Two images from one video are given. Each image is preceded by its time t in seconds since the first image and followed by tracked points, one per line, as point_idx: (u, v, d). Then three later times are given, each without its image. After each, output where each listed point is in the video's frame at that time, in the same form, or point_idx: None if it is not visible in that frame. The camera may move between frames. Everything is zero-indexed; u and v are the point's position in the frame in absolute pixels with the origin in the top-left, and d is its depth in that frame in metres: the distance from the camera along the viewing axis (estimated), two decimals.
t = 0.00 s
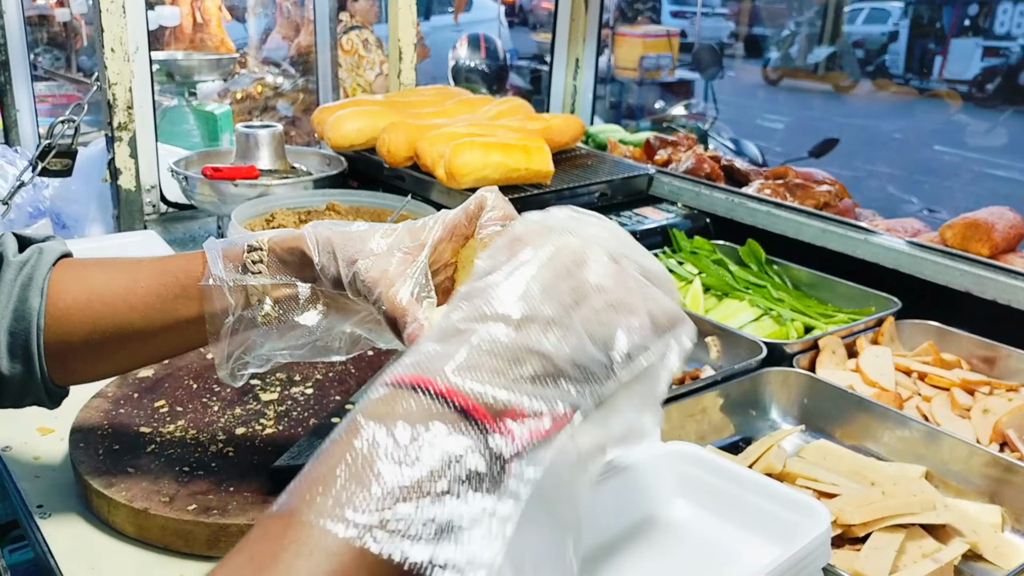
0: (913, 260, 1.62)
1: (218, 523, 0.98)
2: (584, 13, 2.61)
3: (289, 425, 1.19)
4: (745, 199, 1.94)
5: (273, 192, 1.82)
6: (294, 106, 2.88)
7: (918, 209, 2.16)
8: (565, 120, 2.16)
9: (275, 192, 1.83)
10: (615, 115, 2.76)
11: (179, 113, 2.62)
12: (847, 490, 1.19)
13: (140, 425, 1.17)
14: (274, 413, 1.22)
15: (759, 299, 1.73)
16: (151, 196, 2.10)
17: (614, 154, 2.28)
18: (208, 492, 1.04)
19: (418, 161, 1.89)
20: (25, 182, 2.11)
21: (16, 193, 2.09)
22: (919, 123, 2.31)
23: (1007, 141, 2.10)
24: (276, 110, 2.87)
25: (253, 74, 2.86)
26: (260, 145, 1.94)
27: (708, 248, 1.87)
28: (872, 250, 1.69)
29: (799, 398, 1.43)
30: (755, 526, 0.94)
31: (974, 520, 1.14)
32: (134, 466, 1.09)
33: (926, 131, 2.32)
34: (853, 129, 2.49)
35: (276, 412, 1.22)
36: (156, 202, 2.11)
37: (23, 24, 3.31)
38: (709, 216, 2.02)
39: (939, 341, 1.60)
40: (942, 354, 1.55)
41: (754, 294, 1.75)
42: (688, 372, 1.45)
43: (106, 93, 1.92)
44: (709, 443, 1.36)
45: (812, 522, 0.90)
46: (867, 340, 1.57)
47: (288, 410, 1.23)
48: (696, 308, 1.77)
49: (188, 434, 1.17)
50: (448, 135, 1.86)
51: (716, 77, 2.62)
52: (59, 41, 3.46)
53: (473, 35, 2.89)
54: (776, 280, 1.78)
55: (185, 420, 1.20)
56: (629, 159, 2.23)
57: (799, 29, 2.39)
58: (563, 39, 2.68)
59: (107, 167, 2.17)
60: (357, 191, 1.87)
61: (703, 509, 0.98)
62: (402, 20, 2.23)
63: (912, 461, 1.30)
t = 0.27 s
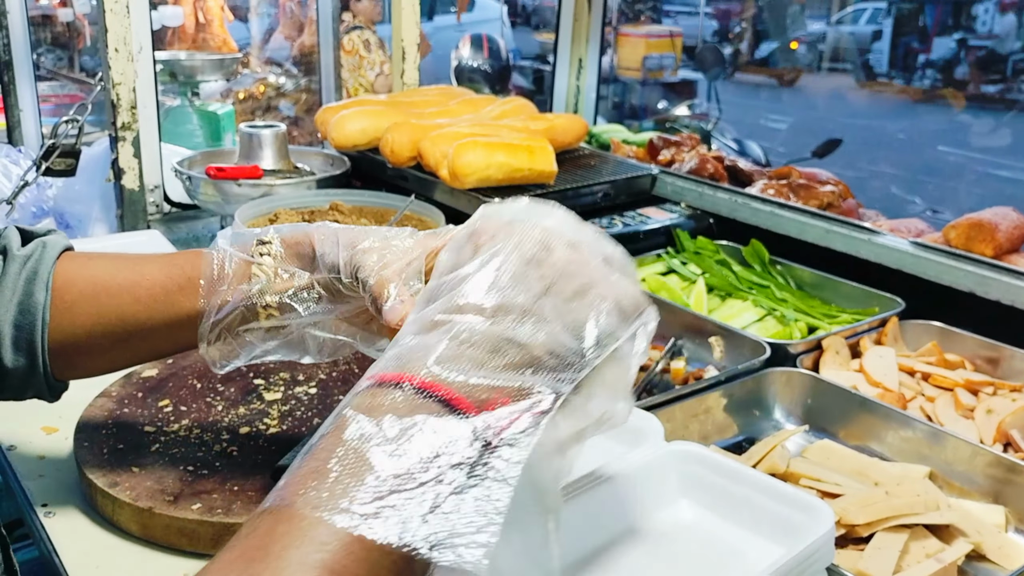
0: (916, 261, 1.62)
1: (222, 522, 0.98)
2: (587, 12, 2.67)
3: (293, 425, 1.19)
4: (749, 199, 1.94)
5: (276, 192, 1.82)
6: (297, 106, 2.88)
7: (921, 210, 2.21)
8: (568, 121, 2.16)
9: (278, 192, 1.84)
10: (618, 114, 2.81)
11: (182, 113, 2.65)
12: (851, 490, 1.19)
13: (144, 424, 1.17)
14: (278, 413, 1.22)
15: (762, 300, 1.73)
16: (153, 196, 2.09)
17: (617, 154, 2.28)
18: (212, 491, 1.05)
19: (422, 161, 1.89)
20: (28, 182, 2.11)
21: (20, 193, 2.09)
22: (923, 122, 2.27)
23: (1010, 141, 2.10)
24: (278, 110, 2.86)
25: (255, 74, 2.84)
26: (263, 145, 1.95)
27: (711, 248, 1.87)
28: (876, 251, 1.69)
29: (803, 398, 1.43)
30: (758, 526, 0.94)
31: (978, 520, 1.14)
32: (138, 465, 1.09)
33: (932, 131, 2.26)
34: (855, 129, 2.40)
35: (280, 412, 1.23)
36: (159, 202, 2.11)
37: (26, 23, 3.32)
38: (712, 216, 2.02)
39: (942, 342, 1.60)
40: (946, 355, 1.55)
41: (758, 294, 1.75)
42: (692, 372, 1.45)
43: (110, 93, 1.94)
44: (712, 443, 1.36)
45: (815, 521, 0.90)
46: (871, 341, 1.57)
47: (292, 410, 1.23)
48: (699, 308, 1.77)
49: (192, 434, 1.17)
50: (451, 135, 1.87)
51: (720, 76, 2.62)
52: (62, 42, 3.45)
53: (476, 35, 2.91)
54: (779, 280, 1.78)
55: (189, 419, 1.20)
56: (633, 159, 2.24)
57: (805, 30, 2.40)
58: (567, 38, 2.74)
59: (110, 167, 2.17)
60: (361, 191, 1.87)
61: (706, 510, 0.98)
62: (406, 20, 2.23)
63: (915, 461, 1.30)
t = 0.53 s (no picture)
0: (916, 261, 1.63)
1: (223, 520, 0.99)
2: (587, 13, 2.61)
3: (294, 423, 1.20)
4: (748, 199, 1.95)
5: (277, 192, 1.83)
6: (297, 106, 2.88)
7: (920, 211, 2.21)
8: (568, 121, 2.17)
9: (279, 192, 1.84)
10: (617, 115, 2.77)
11: (183, 113, 2.66)
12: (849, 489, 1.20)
13: (144, 422, 1.18)
14: (278, 412, 1.23)
15: (761, 300, 1.74)
16: (155, 195, 2.11)
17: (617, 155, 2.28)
18: (213, 489, 1.05)
19: (422, 161, 1.90)
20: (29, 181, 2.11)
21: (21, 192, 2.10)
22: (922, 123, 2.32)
23: (1009, 142, 2.11)
24: (278, 110, 2.88)
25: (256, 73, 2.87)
26: (264, 144, 1.95)
27: (711, 248, 1.88)
28: (875, 251, 1.70)
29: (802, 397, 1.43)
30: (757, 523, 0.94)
31: (976, 518, 1.14)
32: (140, 463, 1.10)
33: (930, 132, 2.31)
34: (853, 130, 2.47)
35: (280, 411, 1.23)
36: (159, 201, 2.13)
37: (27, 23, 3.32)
38: (712, 216, 2.03)
39: (941, 341, 1.60)
40: (944, 354, 1.56)
41: (757, 294, 1.76)
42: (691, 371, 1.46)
43: (111, 93, 1.93)
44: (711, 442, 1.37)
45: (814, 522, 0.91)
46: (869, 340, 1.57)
47: (293, 409, 1.24)
48: (698, 307, 1.76)
49: (193, 432, 1.17)
50: (451, 135, 1.87)
51: (718, 77, 2.62)
52: (62, 42, 3.46)
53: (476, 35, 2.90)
54: (778, 280, 1.79)
55: (190, 418, 1.21)
56: (632, 160, 2.24)
57: (803, 30, 2.41)
58: (567, 39, 2.67)
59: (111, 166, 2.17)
60: (361, 191, 1.88)
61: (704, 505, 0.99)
62: (406, 20, 2.24)
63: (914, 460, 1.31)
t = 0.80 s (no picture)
0: (916, 261, 1.64)
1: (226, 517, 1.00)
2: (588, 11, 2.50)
3: (295, 421, 1.21)
4: (748, 199, 1.96)
5: (279, 192, 1.83)
6: (299, 105, 2.88)
7: (920, 210, 2.14)
8: (569, 121, 2.18)
9: (280, 191, 1.85)
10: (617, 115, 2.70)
11: (185, 112, 2.64)
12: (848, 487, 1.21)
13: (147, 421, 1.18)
14: (280, 411, 1.23)
15: (761, 299, 1.74)
16: (158, 195, 2.12)
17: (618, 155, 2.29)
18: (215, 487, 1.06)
19: (423, 160, 1.91)
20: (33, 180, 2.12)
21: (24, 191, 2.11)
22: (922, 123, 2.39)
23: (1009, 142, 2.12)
24: (281, 110, 2.88)
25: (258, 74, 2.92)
26: (266, 143, 1.96)
27: (711, 247, 1.89)
28: (875, 250, 1.71)
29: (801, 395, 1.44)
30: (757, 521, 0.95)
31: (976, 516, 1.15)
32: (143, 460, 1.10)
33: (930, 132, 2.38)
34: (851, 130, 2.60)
35: (282, 409, 1.24)
36: (162, 200, 2.14)
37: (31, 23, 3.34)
38: (712, 216, 2.03)
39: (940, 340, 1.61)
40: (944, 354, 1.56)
41: (757, 293, 1.76)
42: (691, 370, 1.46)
43: (114, 92, 1.94)
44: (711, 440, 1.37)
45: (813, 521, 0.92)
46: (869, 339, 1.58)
47: (295, 408, 1.25)
48: (698, 306, 1.77)
49: (195, 430, 1.18)
50: (452, 134, 1.88)
51: (719, 77, 2.66)
52: (65, 41, 3.51)
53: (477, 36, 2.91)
54: (778, 280, 1.79)
55: (193, 415, 1.21)
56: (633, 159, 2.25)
57: (800, 31, 2.39)
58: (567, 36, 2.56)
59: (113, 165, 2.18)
60: (363, 190, 1.88)
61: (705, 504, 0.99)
62: (408, 20, 2.24)
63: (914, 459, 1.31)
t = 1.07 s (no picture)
0: (915, 260, 1.63)
1: (226, 518, 1.00)
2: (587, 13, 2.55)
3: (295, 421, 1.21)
4: (748, 198, 1.96)
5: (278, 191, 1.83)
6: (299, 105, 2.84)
7: (920, 208, 2.16)
8: (569, 120, 2.19)
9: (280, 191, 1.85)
10: (618, 114, 2.74)
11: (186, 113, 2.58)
12: (848, 487, 1.21)
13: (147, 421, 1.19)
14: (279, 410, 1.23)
15: (761, 299, 1.74)
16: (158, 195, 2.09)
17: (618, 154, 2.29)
18: (215, 487, 1.06)
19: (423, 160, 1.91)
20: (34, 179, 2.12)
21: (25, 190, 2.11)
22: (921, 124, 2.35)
23: (1009, 141, 2.11)
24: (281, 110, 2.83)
25: (258, 74, 2.90)
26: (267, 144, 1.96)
27: (711, 247, 1.89)
28: (874, 250, 1.71)
29: (801, 395, 1.44)
30: (758, 523, 0.94)
31: (976, 517, 1.15)
32: (142, 461, 1.11)
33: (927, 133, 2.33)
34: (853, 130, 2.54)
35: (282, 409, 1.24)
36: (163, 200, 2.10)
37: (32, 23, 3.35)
38: (713, 215, 2.03)
39: (940, 340, 1.60)
40: (944, 353, 1.56)
41: (757, 293, 1.76)
42: (691, 370, 1.46)
43: (114, 92, 1.95)
44: (711, 440, 1.37)
45: (815, 519, 0.90)
46: (870, 339, 1.58)
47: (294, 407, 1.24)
48: (698, 306, 1.77)
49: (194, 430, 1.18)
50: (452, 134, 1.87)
51: (719, 77, 2.66)
52: (66, 41, 3.51)
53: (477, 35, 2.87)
54: (778, 280, 1.79)
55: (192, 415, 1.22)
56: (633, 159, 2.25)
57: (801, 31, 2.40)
58: (567, 38, 2.61)
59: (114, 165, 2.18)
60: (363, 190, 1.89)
61: (705, 506, 0.99)
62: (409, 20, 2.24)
63: (913, 459, 1.31)
